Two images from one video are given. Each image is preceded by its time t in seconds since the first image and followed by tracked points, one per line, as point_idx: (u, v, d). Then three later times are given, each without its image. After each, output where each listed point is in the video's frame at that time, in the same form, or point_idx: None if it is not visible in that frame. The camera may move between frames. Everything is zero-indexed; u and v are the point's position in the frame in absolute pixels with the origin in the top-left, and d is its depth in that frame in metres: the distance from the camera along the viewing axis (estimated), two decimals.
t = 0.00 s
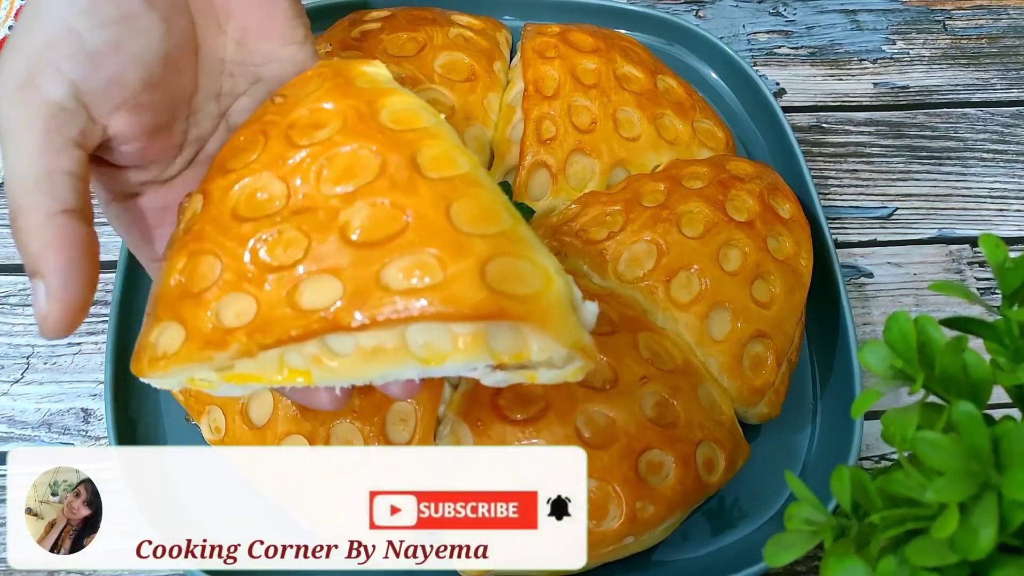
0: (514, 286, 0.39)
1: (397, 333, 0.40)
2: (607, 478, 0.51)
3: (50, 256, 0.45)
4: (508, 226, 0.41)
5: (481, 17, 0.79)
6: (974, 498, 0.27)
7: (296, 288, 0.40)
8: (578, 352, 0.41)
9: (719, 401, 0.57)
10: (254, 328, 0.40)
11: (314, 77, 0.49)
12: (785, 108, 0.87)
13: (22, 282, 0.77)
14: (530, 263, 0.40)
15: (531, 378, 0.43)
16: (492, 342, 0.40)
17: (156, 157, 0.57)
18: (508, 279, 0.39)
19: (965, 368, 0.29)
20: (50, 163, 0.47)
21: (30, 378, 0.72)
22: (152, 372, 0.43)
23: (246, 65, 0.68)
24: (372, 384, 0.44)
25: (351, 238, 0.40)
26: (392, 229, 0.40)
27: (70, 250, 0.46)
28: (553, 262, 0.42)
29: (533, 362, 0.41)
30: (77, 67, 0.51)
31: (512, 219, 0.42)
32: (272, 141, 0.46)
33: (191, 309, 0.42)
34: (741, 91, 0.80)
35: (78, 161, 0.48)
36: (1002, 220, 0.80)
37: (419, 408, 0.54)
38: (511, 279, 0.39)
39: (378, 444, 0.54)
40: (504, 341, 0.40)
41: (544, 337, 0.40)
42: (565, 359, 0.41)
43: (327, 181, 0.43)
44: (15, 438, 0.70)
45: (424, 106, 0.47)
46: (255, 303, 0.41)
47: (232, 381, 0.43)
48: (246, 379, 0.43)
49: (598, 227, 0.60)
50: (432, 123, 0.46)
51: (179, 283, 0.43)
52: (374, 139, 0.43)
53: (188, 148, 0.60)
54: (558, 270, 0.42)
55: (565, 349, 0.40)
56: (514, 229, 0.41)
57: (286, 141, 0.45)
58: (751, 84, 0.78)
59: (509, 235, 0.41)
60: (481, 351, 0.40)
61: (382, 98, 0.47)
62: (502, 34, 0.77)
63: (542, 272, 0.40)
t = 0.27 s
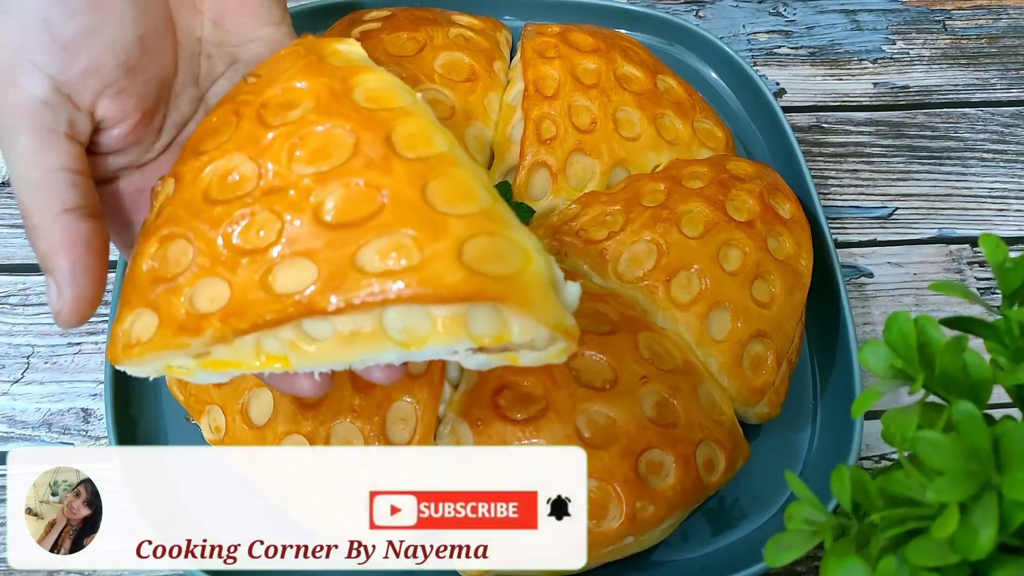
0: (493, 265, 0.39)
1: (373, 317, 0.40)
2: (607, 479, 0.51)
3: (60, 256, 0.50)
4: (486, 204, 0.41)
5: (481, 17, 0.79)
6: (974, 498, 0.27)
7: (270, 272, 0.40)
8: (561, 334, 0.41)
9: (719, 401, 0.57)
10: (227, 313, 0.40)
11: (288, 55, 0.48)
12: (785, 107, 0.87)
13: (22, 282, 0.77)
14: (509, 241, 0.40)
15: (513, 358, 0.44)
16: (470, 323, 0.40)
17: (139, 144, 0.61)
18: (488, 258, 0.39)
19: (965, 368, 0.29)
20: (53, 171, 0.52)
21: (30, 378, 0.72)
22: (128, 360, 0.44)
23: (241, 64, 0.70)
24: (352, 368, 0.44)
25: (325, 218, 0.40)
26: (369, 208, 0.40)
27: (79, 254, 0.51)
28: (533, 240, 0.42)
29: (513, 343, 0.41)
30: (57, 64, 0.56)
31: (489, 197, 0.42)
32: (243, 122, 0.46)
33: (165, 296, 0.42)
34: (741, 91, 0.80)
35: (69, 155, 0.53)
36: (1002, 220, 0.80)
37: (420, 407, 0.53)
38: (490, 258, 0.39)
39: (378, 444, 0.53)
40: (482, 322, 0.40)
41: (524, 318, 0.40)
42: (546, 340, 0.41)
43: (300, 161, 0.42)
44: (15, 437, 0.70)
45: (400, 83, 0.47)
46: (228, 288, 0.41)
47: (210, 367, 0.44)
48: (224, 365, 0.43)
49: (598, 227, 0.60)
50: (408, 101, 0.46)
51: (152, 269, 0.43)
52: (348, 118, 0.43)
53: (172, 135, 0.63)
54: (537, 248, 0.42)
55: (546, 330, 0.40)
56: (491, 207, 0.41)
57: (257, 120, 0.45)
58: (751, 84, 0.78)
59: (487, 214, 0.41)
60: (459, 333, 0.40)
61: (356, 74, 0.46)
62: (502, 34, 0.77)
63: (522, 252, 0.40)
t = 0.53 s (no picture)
0: (494, 254, 0.39)
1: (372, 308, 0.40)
2: (607, 478, 0.51)
3: (88, 251, 0.51)
4: (486, 191, 0.41)
5: (481, 16, 0.79)
6: (974, 498, 0.26)
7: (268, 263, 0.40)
8: (566, 323, 0.41)
9: (719, 400, 0.57)
10: (226, 304, 0.40)
11: (287, 44, 0.49)
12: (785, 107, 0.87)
13: (22, 282, 0.77)
14: (510, 229, 0.40)
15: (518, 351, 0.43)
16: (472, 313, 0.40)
17: (149, 135, 0.61)
18: (489, 246, 0.39)
19: (965, 367, 0.29)
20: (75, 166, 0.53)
21: (30, 377, 0.72)
22: (127, 354, 0.44)
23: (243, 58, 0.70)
24: (353, 361, 0.43)
25: (324, 206, 0.40)
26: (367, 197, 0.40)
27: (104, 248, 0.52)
28: (536, 228, 0.42)
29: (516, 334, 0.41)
30: (68, 58, 0.56)
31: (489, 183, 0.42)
32: (242, 110, 0.46)
33: (163, 290, 0.43)
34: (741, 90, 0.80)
35: (86, 148, 0.54)
36: (1002, 220, 0.80)
37: (420, 407, 0.53)
38: (491, 245, 0.39)
39: (379, 444, 0.53)
40: (485, 312, 0.40)
41: (528, 308, 0.39)
42: (550, 330, 0.41)
43: (296, 149, 0.43)
44: (15, 437, 0.69)
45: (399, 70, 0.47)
46: (224, 279, 0.41)
47: (210, 361, 0.44)
48: (223, 359, 0.43)
49: (598, 227, 0.60)
50: (407, 87, 0.46)
51: (151, 261, 0.44)
52: (346, 104, 0.43)
53: (178, 128, 0.64)
54: (539, 235, 0.41)
55: (549, 319, 0.40)
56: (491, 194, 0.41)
57: (255, 109, 0.46)
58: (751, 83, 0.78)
59: (487, 201, 0.41)
60: (461, 323, 0.39)
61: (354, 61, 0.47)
62: (502, 34, 0.77)
63: (524, 241, 0.40)
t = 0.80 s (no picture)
0: (508, 250, 0.38)
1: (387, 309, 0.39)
2: (607, 478, 0.51)
3: (97, 255, 0.51)
4: (500, 188, 0.40)
5: (481, 17, 0.79)
6: (974, 498, 0.27)
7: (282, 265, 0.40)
8: (580, 319, 0.40)
9: (718, 400, 0.57)
10: (240, 306, 0.40)
11: (293, 46, 0.49)
12: (785, 107, 0.87)
13: (22, 282, 0.77)
14: (524, 225, 0.40)
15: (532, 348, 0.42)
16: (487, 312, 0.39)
17: (154, 139, 0.61)
18: (503, 243, 0.39)
19: (965, 367, 0.29)
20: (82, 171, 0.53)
21: (31, 378, 0.72)
22: (140, 359, 0.44)
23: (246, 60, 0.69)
24: (368, 361, 0.43)
25: (337, 204, 0.40)
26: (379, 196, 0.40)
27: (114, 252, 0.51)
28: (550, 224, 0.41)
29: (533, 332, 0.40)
30: (73, 61, 0.56)
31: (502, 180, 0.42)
32: (249, 111, 0.46)
33: (176, 293, 0.43)
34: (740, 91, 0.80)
35: (92, 152, 0.54)
36: (1002, 220, 0.80)
37: (420, 407, 0.53)
38: (505, 242, 0.39)
39: (379, 444, 0.53)
40: (500, 310, 0.39)
41: (543, 304, 0.39)
42: (565, 327, 0.40)
43: (306, 149, 0.43)
44: (15, 438, 0.69)
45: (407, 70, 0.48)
46: (239, 282, 0.41)
47: (224, 365, 0.43)
48: (238, 362, 0.43)
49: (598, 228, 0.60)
50: (415, 86, 0.46)
51: (163, 266, 0.44)
52: (355, 104, 0.44)
53: (183, 131, 0.64)
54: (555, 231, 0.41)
55: (564, 316, 0.39)
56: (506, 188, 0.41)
57: (265, 110, 0.46)
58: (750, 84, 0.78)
59: (501, 195, 0.40)
60: (477, 321, 0.39)
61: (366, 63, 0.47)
62: (502, 34, 0.77)
63: (538, 237, 0.40)
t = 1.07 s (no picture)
0: (519, 261, 0.39)
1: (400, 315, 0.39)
2: (606, 479, 0.51)
3: (113, 259, 0.51)
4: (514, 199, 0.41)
5: (481, 17, 0.79)
6: (975, 499, 0.26)
7: (299, 272, 0.40)
8: (586, 331, 0.40)
9: (719, 401, 0.57)
10: (256, 309, 0.40)
11: (310, 54, 0.49)
12: (785, 107, 0.87)
13: (22, 282, 0.77)
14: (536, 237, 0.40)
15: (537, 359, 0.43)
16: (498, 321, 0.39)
17: (160, 143, 0.61)
18: (515, 255, 0.39)
19: (964, 367, 0.29)
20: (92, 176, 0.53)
21: (30, 378, 0.72)
22: (153, 359, 0.43)
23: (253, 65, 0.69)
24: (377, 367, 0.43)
25: (353, 213, 0.40)
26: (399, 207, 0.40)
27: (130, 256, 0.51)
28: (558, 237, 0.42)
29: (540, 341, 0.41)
30: (80, 65, 0.56)
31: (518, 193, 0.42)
32: (267, 118, 0.46)
33: (191, 295, 0.42)
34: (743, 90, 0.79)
35: (102, 157, 0.54)
36: (1002, 220, 0.80)
37: (419, 407, 0.54)
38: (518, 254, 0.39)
39: (379, 444, 0.53)
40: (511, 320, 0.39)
41: (551, 316, 0.39)
42: (571, 338, 0.41)
43: (325, 157, 0.42)
44: (15, 438, 0.69)
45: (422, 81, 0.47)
46: (254, 285, 0.41)
47: (235, 367, 0.42)
48: (248, 364, 0.42)
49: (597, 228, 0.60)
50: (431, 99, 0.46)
51: (177, 268, 0.43)
52: (373, 114, 0.43)
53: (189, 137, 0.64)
54: (562, 243, 0.42)
55: (571, 327, 0.40)
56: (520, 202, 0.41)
57: (283, 118, 0.45)
58: (752, 84, 0.78)
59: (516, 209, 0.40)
60: (488, 330, 0.39)
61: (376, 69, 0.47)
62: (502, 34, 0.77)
63: (548, 249, 0.40)
